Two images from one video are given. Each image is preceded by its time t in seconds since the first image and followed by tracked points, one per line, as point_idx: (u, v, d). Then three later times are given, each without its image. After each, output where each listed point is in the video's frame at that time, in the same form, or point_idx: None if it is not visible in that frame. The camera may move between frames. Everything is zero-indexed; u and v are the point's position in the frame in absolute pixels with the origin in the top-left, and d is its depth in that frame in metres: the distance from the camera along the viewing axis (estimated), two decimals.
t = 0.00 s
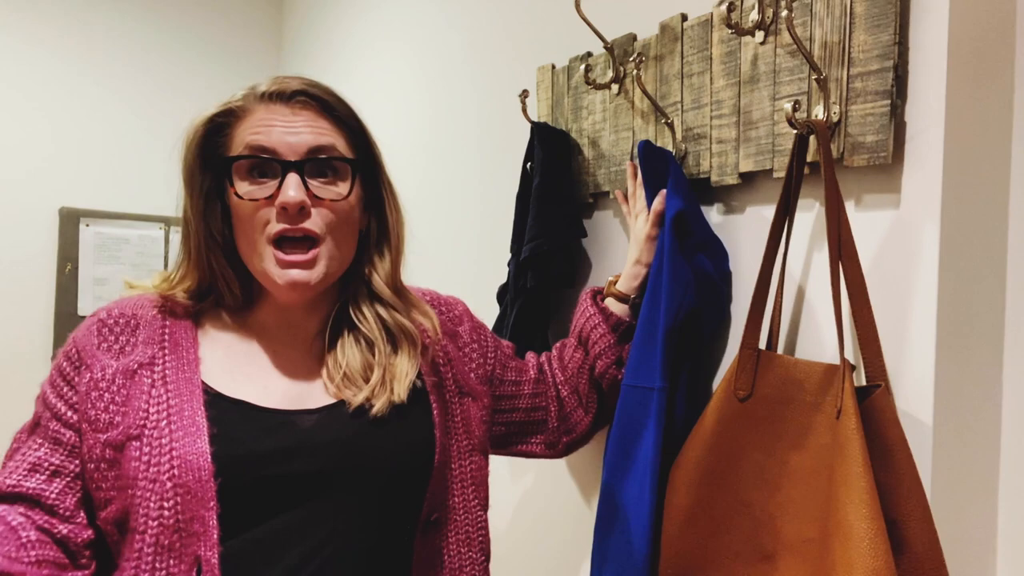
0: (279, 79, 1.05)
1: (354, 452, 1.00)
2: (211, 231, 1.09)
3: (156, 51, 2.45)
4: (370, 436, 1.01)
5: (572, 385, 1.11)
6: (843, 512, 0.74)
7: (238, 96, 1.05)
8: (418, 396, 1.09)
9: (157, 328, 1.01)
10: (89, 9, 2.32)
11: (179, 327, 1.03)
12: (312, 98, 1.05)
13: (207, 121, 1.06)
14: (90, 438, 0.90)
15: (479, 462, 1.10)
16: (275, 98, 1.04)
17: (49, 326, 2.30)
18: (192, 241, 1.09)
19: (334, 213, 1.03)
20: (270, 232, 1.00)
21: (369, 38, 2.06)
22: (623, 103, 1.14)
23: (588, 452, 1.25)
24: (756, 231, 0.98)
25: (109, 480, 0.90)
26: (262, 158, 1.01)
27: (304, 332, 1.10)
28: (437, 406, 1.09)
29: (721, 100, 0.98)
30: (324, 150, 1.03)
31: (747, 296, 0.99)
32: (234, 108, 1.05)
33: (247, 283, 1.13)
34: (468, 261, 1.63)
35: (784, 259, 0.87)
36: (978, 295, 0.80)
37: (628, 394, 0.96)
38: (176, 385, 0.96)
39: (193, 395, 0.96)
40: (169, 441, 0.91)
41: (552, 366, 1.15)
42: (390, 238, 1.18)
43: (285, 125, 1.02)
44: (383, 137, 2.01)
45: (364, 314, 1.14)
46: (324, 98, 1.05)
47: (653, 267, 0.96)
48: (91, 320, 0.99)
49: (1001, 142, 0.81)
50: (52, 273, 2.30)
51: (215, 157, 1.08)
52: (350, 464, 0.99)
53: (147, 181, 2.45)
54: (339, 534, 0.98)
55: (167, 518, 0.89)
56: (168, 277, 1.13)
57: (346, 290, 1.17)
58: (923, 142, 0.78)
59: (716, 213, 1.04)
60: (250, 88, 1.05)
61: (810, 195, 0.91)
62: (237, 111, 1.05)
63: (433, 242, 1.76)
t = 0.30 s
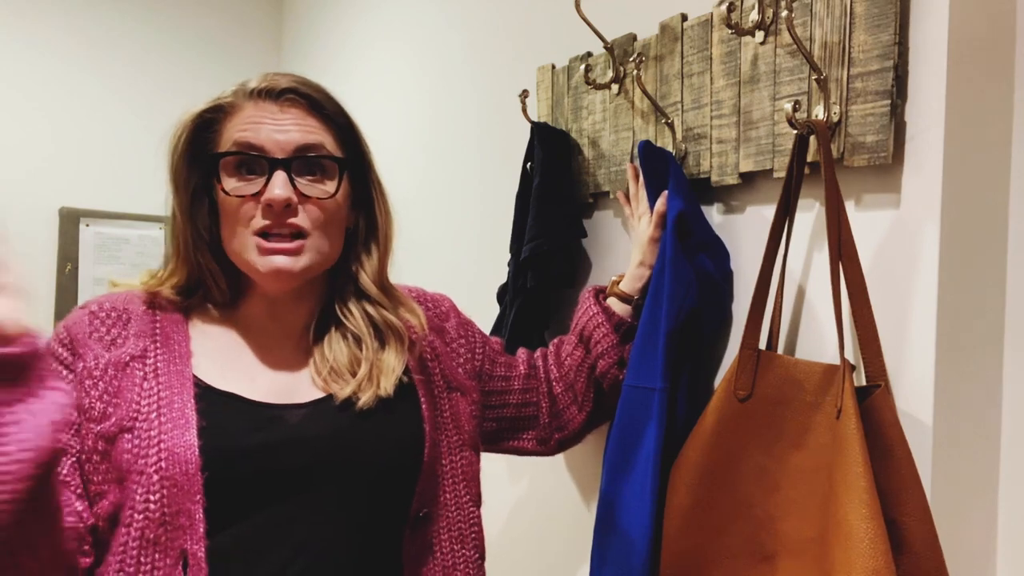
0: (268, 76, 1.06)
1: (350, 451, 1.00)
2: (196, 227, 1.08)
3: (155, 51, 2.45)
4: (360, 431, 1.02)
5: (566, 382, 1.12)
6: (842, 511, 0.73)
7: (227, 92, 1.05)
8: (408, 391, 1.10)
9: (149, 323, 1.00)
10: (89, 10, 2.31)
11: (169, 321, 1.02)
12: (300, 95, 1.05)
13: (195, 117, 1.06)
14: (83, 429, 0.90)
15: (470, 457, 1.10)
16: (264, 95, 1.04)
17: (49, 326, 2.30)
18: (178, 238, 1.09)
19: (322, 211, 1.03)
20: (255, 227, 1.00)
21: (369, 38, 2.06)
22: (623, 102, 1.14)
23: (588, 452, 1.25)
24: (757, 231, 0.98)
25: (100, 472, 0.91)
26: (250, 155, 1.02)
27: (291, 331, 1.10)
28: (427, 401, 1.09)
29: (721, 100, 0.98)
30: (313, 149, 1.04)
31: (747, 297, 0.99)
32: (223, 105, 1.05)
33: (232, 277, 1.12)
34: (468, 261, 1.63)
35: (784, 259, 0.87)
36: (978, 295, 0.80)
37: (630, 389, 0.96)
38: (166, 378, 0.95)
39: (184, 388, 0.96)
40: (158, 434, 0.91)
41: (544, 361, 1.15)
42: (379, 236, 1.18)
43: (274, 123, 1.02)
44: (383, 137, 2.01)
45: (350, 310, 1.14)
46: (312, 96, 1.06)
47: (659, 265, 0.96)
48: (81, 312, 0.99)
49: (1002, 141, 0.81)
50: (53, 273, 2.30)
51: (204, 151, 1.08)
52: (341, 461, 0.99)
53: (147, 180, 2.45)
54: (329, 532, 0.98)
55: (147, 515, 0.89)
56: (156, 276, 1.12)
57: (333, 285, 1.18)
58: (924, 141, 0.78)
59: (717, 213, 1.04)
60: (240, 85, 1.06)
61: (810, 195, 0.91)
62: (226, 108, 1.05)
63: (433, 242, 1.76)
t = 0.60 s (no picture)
0: (240, 78, 1.03)
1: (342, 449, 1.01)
2: (167, 230, 1.08)
3: (155, 52, 2.45)
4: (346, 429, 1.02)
5: (501, 449, 1.11)
6: (849, 511, 0.73)
7: (195, 92, 1.03)
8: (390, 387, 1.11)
9: (125, 319, 1.00)
10: (89, 11, 2.32)
11: (147, 319, 1.02)
12: (272, 100, 1.03)
13: (162, 120, 1.04)
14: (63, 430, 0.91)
15: (444, 463, 1.12)
16: (234, 100, 1.01)
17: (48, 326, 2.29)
18: (150, 241, 1.08)
19: (297, 219, 1.03)
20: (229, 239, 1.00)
21: (369, 39, 2.06)
22: (623, 103, 1.14)
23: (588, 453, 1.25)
24: (758, 231, 0.98)
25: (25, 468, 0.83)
26: (221, 165, 1.00)
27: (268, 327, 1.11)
28: (410, 400, 1.11)
29: (721, 100, 0.99)
30: (287, 157, 1.02)
31: (749, 296, 0.99)
32: (191, 107, 1.03)
33: (208, 278, 1.11)
34: (468, 261, 1.63)
35: (784, 259, 0.87)
36: (978, 294, 0.80)
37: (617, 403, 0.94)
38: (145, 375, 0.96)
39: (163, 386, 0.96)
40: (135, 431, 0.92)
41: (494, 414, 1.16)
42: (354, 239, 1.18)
43: (245, 130, 1.00)
44: (382, 138, 2.01)
45: (331, 308, 1.15)
46: (283, 100, 1.03)
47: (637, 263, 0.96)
48: (57, 308, 0.99)
49: (1002, 141, 0.81)
50: (52, 273, 2.30)
51: (173, 153, 1.06)
52: (329, 460, 1.00)
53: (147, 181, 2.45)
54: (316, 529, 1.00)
55: (97, 503, 0.83)
56: (128, 273, 1.10)
57: (311, 282, 1.17)
58: (924, 141, 0.78)
59: (717, 213, 1.04)
60: (209, 86, 1.03)
61: (810, 195, 0.90)
62: (194, 109, 1.03)
63: (433, 243, 1.76)
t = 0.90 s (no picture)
0: (234, 76, 1.03)
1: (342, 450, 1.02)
2: (160, 226, 1.06)
3: (155, 52, 2.45)
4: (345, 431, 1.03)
5: (464, 480, 1.14)
6: (872, 509, 0.73)
7: (189, 90, 1.03)
8: (382, 385, 1.12)
9: (114, 322, 1.00)
10: (89, 11, 2.32)
11: (135, 321, 1.01)
12: (268, 99, 1.03)
13: (156, 117, 1.03)
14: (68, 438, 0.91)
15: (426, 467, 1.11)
16: (230, 98, 1.01)
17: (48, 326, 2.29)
18: (139, 236, 1.06)
19: (291, 218, 1.03)
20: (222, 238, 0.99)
21: (368, 39, 2.06)
22: (623, 103, 1.14)
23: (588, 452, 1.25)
24: (758, 231, 0.98)
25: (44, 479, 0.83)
26: (216, 163, 1.00)
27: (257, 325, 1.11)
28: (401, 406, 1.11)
29: (721, 100, 0.99)
30: (282, 157, 1.02)
31: (750, 297, 0.99)
32: (185, 104, 1.02)
33: (198, 277, 1.11)
34: (468, 261, 1.63)
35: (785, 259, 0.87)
36: (978, 294, 0.80)
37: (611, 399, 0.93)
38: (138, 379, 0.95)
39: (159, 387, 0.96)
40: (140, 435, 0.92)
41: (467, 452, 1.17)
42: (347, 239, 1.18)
43: (240, 128, 1.00)
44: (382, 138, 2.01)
45: (323, 310, 1.15)
46: (279, 99, 1.03)
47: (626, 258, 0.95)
48: (42, 312, 0.98)
49: (1002, 141, 0.81)
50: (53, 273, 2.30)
51: (165, 150, 1.06)
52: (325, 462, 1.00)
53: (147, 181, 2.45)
54: (315, 532, 1.00)
55: (115, 511, 0.83)
56: (112, 273, 1.09)
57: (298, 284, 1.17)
58: (923, 141, 0.78)
59: (717, 213, 1.04)
60: (203, 84, 1.03)
61: (810, 195, 0.91)
62: (189, 107, 1.02)
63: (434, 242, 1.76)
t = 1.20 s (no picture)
0: (224, 73, 1.03)
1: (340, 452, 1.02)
2: (152, 230, 1.07)
3: (155, 52, 2.45)
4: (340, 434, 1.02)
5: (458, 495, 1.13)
6: (872, 507, 0.73)
7: (179, 88, 1.02)
8: (380, 385, 1.11)
9: (109, 322, 1.00)
10: (89, 11, 2.32)
11: (132, 321, 1.02)
12: (258, 95, 1.03)
13: (148, 116, 1.03)
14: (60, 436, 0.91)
15: (422, 465, 1.12)
16: (219, 95, 1.01)
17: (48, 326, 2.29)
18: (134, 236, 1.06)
19: (284, 216, 1.03)
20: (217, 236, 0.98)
21: (368, 40, 2.06)
22: (623, 103, 1.14)
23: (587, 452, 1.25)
24: (758, 231, 0.98)
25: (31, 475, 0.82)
26: (209, 160, 0.99)
27: (251, 324, 1.10)
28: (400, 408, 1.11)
29: (721, 100, 0.99)
30: (274, 152, 1.02)
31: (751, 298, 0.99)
32: (176, 103, 1.02)
33: (194, 280, 1.11)
34: (468, 262, 1.63)
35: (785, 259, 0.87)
36: (978, 294, 0.80)
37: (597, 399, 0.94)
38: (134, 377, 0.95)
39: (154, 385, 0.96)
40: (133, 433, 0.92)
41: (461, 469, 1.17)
42: (338, 234, 1.17)
43: (231, 125, 1.00)
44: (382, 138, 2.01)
45: (317, 306, 1.15)
46: (269, 95, 1.03)
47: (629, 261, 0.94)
48: (37, 311, 0.98)
49: (1002, 141, 0.81)
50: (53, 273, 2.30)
51: (155, 151, 1.05)
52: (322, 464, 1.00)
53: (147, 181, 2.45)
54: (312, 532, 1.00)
55: (103, 507, 0.83)
56: (108, 273, 1.10)
57: (293, 283, 1.17)
58: (924, 141, 0.78)
59: (717, 213, 1.04)
60: (194, 82, 1.03)
61: (810, 195, 0.91)
62: (179, 106, 1.02)
63: (433, 243, 1.76)
